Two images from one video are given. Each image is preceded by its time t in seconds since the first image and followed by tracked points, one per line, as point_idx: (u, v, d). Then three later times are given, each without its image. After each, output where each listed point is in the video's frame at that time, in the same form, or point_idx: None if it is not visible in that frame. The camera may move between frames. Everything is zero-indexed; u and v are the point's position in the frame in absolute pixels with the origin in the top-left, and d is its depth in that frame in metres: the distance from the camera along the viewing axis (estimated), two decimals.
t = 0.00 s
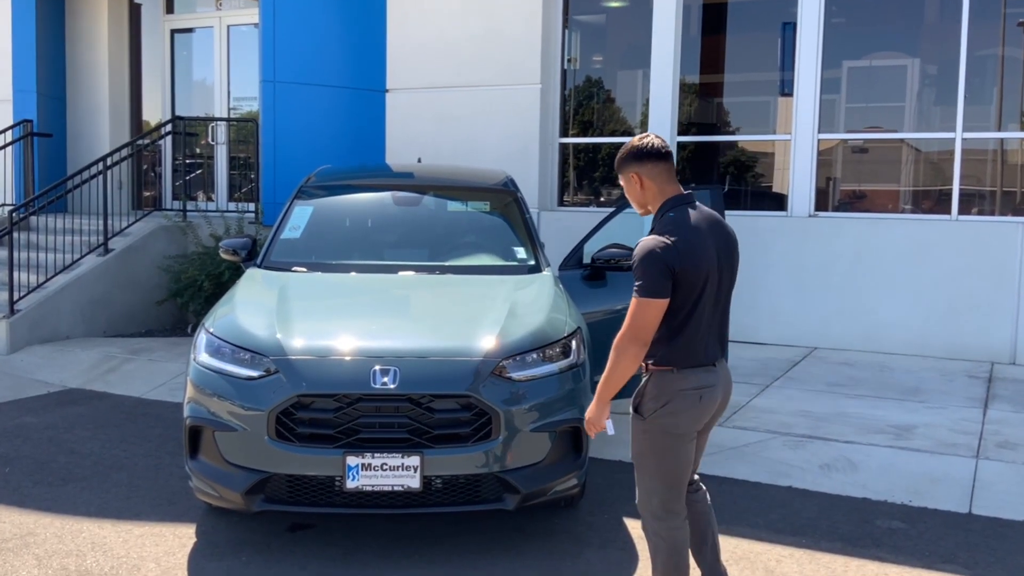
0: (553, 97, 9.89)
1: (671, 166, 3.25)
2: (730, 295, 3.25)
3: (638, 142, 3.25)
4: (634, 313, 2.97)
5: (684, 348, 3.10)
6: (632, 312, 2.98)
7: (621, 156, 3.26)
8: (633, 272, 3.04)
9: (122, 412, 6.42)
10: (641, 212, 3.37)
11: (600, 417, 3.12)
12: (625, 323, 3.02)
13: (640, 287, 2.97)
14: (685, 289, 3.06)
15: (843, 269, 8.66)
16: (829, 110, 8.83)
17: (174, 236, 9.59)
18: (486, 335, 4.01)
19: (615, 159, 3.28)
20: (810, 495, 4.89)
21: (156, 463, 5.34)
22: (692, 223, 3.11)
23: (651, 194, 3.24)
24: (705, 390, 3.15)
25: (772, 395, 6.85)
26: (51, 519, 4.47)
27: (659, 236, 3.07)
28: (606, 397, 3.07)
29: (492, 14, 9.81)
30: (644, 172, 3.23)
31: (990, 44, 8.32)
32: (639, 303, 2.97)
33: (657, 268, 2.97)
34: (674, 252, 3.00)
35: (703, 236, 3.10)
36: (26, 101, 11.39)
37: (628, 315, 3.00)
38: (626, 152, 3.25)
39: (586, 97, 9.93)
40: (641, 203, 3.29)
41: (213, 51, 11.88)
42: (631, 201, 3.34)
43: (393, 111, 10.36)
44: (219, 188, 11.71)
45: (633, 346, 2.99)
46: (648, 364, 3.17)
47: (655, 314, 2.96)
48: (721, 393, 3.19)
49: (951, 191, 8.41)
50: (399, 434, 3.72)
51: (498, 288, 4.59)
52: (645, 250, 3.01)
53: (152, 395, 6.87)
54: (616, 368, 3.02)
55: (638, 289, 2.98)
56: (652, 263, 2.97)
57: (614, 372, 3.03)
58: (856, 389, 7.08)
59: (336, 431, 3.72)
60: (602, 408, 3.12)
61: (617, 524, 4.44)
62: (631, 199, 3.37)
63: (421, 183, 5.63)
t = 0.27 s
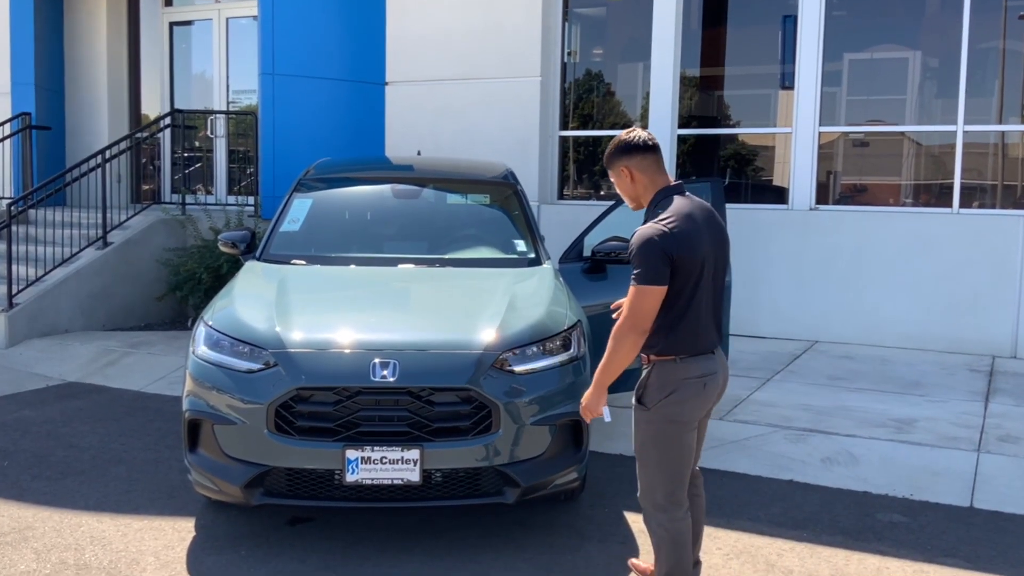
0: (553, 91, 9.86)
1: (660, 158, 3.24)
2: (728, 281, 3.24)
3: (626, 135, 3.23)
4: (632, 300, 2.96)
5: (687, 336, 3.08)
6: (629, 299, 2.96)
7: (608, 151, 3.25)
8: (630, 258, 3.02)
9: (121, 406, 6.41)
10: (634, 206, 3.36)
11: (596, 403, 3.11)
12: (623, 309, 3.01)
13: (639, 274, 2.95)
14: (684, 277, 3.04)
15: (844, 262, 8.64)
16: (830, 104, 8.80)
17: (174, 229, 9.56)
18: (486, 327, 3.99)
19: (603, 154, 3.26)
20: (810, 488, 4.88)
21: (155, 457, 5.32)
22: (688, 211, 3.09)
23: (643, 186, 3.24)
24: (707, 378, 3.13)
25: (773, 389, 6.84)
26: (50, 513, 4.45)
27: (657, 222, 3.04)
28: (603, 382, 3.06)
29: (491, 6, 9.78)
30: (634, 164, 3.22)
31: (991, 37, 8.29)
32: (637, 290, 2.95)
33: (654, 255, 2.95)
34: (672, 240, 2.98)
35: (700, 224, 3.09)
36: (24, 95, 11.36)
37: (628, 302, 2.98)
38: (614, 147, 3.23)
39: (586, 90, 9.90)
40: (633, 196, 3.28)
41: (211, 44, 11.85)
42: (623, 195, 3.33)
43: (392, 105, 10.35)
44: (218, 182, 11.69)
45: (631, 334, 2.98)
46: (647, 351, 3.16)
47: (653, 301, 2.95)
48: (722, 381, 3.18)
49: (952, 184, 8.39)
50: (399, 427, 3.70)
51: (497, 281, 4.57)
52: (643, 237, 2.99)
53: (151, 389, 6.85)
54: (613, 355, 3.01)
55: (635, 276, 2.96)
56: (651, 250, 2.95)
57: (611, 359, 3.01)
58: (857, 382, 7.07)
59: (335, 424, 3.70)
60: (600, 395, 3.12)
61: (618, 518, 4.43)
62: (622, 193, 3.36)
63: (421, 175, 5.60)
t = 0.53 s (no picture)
0: (547, 81, 9.80)
1: (667, 148, 3.25)
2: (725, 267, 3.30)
3: (635, 125, 3.21)
4: (662, 286, 2.93)
5: (704, 322, 3.11)
6: (661, 286, 2.94)
7: (618, 141, 3.22)
8: (654, 245, 3.00)
9: (114, 399, 6.36)
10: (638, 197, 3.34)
11: (633, 399, 3.05)
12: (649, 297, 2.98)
13: (672, 259, 2.93)
14: (705, 262, 3.06)
15: (840, 254, 8.61)
16: (825, 95, 8.77)
17: (166, 221, 9.49)
18: (482, 319, 3.95)
19: (612, 141, 3.22)
20: (808, 480, 4.85)
21: (149, 450, 5.28)
22: (700, 197, 3.12)
23: (652, 176, 3.22)
24: (714, 364, 3.17)
25: (770, 380, 6.81)
26: (42, 507, 4.41)
27: (676, 209, 3.05)
28: (638, 375, 3.01)
29: None
30: (644, 154, 3.20)
31: (988, 27, 8.24)
32: (666, 275, 2.93)
33: (684, 239, 2.95)
34: (697, 225, 3.00)
35: (712, 211, 3.13)
36: (15, 86, 11.27)
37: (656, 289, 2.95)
38: (624, 135, 3.21)
39: (580, 82, 9.84)
40: (641, 185, 3.26)
41: (203, 35, 11.76)
42: (629, 185, 3.30)
43: (386, 96, 10.29)
44: (211, 174, 11.62)
45: (661, 321, 2.95)
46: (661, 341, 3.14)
47: (684, 287, 2.95)
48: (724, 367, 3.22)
49: (949, 175, 8.36)
50: (394, 420, 3.66)
51: (493, 272, 4.53)
52: (669, 223, 2.98)
53: (144, 382, 6.81)
54: (644, 344, 2.97)
55: (664, 262, 2.94)
56: (681, 236, 2.95)
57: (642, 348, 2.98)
58: (853, 374, 7.05)
59: (329, 417, 3.66)
60: (635, 389, 3.05)
61: (615, 511, 4.40)
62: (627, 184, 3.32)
63: (415, 166, 5.55)
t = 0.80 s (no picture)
0: (534, 73, 9.73)
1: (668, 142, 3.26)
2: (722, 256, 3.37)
3: (637, 117, 3.22)
4: (699, 273, 2.93)
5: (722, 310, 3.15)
6: (696, 273, 2.94)
7: (618, 132, 3.20)
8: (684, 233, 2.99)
9: (97, 396, 6.27)
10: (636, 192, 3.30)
11: (668, 389, 3.04)
12: (684, 285, 2.97)
13: (708, 246, 2.94)
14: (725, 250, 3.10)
15: (828, 245, 8.59)
16: (813, 86, 8.73)
17: (149, 215, 9.38)
18: (471, 313, 3.88)
19: (614, 133, 3.21)
20: (800, 473, 4.82)
21: (132, 447, 5.20)
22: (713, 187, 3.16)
23: (654, 166, 3.20)
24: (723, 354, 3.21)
25: (759, 373, 6.78)
26: (22, 506, 4.32)
27: (697, 197, 3.05)
28: (675, 361, 3.00)
29: None
30: (646, 144, 3.20)
31: (975, 18, 8.22)
32: (705, 262, 2.94)
33: (717, 226, 2.97)
34: (722, 213, 3.03)
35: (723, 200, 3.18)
36: None
37: (692, 276, 2.95)
38: (625, 127, 3.20)
39: (566, 75, 9.78)
40: (641, 177, 3.23)
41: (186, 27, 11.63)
42: (628, 179, 3.26)
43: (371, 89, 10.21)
44: (194, 168, 11.51)
45: (700, 309, 2.95)
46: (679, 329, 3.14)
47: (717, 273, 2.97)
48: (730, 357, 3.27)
49: (937, 167, 8.34)
50: (382, 416, 3.60)
51: (481, 265, 4.46)
52: (699, 210, 2.98)
53: (127, 377, 6.72)
54: (685, 333, 2.97)
55: (699, 249, 2.95)
56: (714, 223, 2.97)
57: (680, 336, 2.97)
58: (842, 366, 7.03)
59: (316, 413, 3.59)
60: (669, 376, 3.04)
61: (606, 506, 4.35)
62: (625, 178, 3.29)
63: (401, 158, 5.48)
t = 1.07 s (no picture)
0: (514, 68, 9.66)
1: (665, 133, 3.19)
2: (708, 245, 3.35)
3: (636, 107, 3.13)
4: (718, 264, 2.90)
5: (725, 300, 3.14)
6: (715, 265, 2.90)
7: (618, 121, 3.11)
8: (697, 224, 2.93)
9: (71, 397, 6.14)
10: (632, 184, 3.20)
11: (697, 385, 3.00)
12: (701, 278, 2.92)
13: (725, 237, 2.91)
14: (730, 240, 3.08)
15: (810, 239, 8.57)
16: (794, 80, 8.70)
17: (124, 212, 9.22)
18: (454, 310, 3.80)
19: (614, 122, 3.11)
20: (786, 469, 4.78)
21: (107, 450, 5.08)
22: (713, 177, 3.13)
23: (653, 156, 3.12)
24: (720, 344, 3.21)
25: (743, 368, 6.75)
26: None
27: (704, 188, 3.01)
28: (700, 356, 2.96)
29: None
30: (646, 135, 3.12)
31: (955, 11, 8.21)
32: (722, 254, 2.91)
33: (731, 217, 2.94)
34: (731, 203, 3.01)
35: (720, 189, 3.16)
36: None
37: (710, 268, 2.91)
38: (626, 116, 3.11)
39: (546, 70, 9.71)
40: (641, 168, 3.14)
41: (159, 21, 11.46)
42: (625, 170, 3.16)
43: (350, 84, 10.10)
44: (170, 165, 11.35)
45: (718, 300, 2.92)
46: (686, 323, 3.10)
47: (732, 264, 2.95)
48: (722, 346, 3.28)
49: (917, 161, 8.34)
50: (363, 416, 3.51)
51: (464, 262, 4.38)
52: (712, 201, 2.94)
53: (102, 378, 6.59)
54: (708, 326, 2.93)
55: (717, 240, 2.91)
56: (728, 213, 2.93)
57: (704, 329, 2.93)
58: (826, 360, 7.00)
59: (295, 415, 3.50)
60: (696, 372, 2.99)
61: (591, 504, 4.29)
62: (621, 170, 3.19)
63: (381, 153, 5.38)
